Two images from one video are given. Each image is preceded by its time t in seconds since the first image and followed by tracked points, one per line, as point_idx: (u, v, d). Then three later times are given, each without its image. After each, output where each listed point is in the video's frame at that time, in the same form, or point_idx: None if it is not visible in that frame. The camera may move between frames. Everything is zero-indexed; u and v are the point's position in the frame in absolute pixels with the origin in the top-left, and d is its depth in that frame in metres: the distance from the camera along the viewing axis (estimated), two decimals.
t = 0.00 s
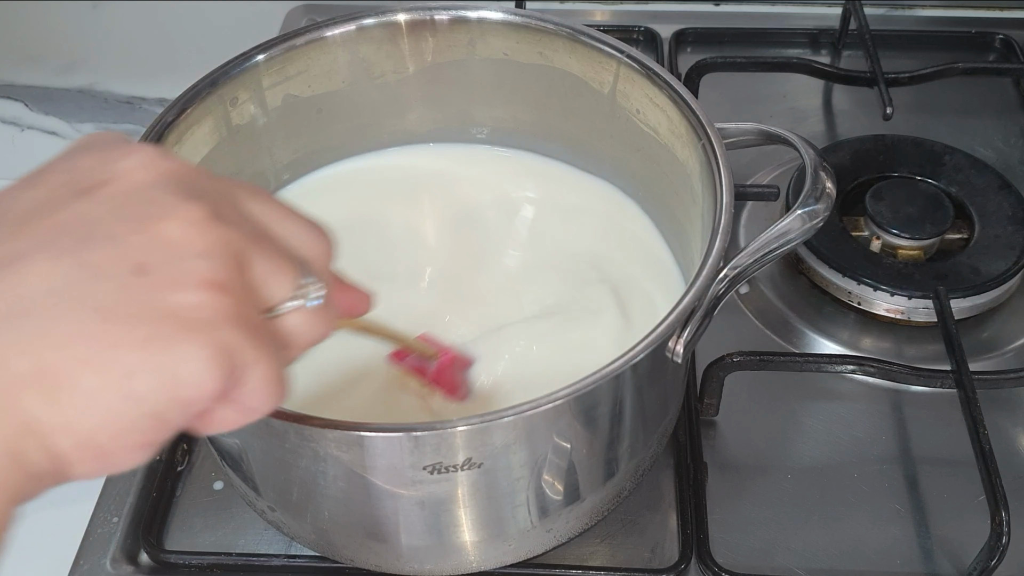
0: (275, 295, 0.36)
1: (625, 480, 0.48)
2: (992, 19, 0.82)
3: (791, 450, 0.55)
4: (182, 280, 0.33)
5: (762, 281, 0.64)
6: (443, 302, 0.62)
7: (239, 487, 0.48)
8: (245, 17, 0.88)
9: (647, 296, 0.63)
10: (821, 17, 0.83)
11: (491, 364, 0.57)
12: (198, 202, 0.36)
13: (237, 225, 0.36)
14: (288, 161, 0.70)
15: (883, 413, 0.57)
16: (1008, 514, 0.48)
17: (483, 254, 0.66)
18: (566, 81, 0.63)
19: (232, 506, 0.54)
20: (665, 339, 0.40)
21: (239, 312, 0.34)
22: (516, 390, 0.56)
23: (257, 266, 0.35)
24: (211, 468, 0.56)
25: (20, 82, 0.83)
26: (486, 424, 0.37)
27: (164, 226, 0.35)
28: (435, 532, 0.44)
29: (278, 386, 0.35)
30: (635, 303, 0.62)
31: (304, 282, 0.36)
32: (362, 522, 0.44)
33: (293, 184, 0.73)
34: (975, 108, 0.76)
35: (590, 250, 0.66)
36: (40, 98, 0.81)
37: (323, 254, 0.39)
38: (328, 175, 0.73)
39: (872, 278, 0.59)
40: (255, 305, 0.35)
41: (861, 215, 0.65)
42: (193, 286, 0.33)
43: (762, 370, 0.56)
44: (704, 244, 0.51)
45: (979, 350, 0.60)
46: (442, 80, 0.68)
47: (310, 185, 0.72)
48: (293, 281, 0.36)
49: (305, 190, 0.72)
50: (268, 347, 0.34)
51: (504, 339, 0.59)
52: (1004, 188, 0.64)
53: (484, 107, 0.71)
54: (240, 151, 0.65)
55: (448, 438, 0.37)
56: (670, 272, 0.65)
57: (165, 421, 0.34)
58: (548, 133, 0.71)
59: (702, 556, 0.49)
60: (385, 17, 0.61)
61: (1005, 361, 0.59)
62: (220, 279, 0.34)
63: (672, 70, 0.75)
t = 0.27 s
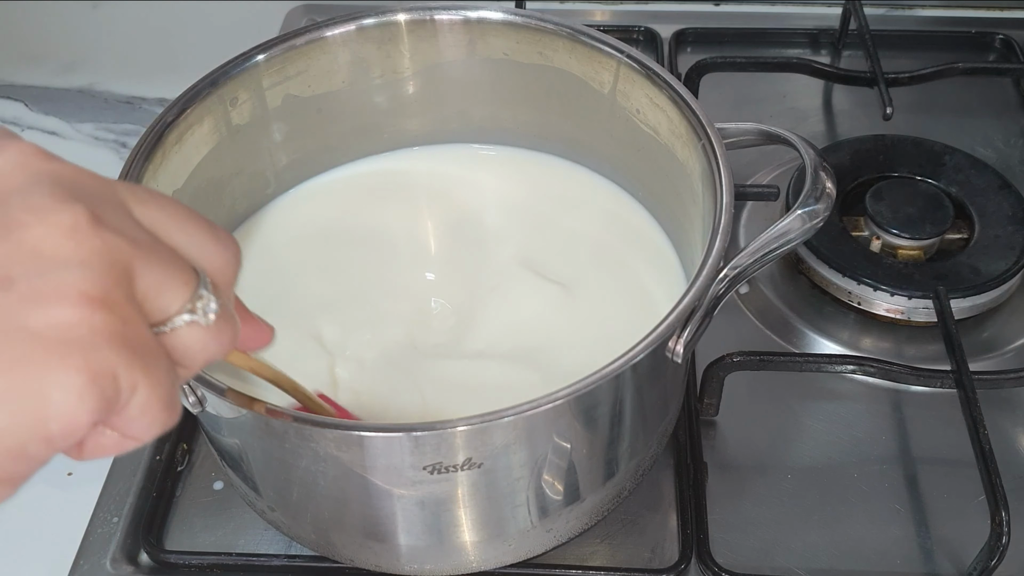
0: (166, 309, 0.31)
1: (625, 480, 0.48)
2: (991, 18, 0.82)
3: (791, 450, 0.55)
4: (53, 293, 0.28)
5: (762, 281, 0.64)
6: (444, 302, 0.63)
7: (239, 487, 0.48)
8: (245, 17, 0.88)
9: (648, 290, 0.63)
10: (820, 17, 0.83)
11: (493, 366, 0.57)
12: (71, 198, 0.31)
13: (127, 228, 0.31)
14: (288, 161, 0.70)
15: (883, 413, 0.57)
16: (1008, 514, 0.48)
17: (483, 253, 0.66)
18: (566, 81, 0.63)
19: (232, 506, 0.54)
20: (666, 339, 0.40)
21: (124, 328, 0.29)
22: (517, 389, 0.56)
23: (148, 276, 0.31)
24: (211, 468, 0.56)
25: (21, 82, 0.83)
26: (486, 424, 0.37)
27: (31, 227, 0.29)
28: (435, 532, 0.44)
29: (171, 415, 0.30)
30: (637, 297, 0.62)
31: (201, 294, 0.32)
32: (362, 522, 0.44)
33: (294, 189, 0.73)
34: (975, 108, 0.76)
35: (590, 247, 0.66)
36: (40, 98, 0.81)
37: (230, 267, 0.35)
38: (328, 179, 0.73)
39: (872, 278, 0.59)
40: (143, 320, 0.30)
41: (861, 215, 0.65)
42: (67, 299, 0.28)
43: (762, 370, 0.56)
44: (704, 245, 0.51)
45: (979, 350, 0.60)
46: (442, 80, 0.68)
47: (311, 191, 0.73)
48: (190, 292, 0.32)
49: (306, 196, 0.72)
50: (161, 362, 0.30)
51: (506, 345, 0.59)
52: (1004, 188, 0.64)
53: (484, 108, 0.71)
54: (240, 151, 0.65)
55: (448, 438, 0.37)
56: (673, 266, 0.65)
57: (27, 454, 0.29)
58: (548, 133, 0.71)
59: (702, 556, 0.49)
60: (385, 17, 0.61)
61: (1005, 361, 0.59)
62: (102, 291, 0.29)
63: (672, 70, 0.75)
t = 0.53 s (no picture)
0: (175, 354, 0.32)
1: (625, 480, 0.48)
2: (991, 18, 0.82)
3: (790, 450, 0.55)
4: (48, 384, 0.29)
5: (762, 281, 0.64)
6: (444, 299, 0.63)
7: (239, 487, 0.48)
8: (244, 17, 0.88)
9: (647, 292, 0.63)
10: (820, 17, 0.83)
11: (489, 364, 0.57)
12: (49, 266, 0.30)
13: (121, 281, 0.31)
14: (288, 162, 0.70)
15: (883, 413, 0.57)
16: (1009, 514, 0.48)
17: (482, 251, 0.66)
18: (567, 81, 0.63)
19: (232, 506, 0.54)
20: (666, 339, 0.40)
21: (126, 398, 0.30)
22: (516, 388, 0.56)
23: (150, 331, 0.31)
24: (211, 468, 0.56)
25: (21, 82, 0.83)
26: (486, 424, 0.37)
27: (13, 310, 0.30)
28: (435, 532, 0.44)
29: (191, 453, 0.32)
30: (637, 300, 0.62)
31: (208, 335, 0.32)
32: (362, 522, 0.44)
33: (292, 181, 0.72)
34: (975, 108, 0.76)
35: (590, 247, 0.66)
36: (40, 99, 0.81)
37: (246, 282, 0.35)
38: (327, 174, 0.73)
39: (872, 278, 0.59)
40: (150, 377, 0.31)
41: (861, 215, 0.65)
42: (61, 389, 0.29)
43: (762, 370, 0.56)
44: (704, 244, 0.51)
45: (979, 350, 0.60)
46: (442, 80, 0.68)
47: (309, 185, 0.72)
48: (195, 333, 0.32)
49: (305, 187, 0.72)
50: (177, 414, 0.31)
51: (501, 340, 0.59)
52: (1004, 188, 0.64)
53: (484, 108, 0.71)
54: (240, 151, 0.65)
55: (448, 438, 0.37)
56: (672, 269, 0.65)
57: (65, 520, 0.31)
58: (548, 133, 0.71)
59: (702, 556, 0.49)
60: (385, 17, 0.61)
61: (1005, 361, 0.59)
62: (98, 369, 0.30)
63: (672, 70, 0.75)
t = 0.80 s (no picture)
0: (177, 445, 0.32)
1: (625, 480, 0.48)
2: (991, 19, 0.82)
3: (790, 450, 0.55)
4: (46, 484, 0.30)
5: (762, 281, 0.64)
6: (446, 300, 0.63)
7: (239, 487, 0.48)
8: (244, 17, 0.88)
9: (647, 291, 0.63)
10: (820, 17, 0.83)
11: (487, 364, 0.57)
12: (56, 364, 0.30)
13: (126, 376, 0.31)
14: (288, 162, 0.70)
15: (883, 413, 0.57)
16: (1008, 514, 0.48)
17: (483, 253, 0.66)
18: (567, 81, 0.63)
19: (232, 506, 0.54)
20: (666, 339, 0.40)
21: (119, 497, 0.31)
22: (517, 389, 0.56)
23: (150, 427, 0.31)
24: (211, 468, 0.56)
25: (20, 82, 0.83)
26: (486, 424, 0.37)
27: (12, 399, 0.30)
28: (435, 532, 0.44)
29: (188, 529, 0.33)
30: (637, 300, 0.62)
31: (208, 431, 0.32)
32: (361, 522, 0.44)
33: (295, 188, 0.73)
34: (975, 108, 0.76)
35: (590, 249, 0.66)
36: (40, 99, 0.81)
37: (261, 363, 0.35)
38: (330, 180, 0.74)
39: (872, 278, 0.59)
40: (147, 474, 0.32)
41: (861, 215, 0.65)
42: (58, 486, 0.30)
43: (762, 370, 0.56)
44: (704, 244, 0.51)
45: (979, 350, 0.60)
46: (442, 80, 0.68)
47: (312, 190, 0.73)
48: (196, 429, 0.32)
49: (307, 194, 0.72)
50: (170, 499, 0.32)
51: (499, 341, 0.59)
52: (1004, 188, 0.64)
53: (484, 108, 0.71)
54: (240, 151, 0.65)
55: (448, 438, 0.37)
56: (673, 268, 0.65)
57: None
58: (547, 134, 0.71)
59: (702, 556, 0.49)
60: (385, 17, 0.61)
61: (1004, 361, 0.59)
62: (93, 472, 0.30)
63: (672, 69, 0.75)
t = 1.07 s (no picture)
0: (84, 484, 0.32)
1: (625, 480, 0.48)
2: (991, 19, 0.82)
3: (791, 450, 0.55)
4: None
5: (762, 281, 0.64)
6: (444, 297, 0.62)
7: (240, 487, 0.48)
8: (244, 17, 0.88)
9: (647, 291, 0.63)
10: (820, 17, 0.83)
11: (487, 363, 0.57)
12: None
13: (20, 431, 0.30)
14: (288, 162, 0.70)
15: (883, 413, 0.57)
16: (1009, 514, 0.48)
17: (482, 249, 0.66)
18: (567, 81, 0.63)
19: (232, 506, 0.54)
20: (666, 339, 0.40)
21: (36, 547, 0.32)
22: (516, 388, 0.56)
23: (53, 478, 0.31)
24: (211, 468, 0.56)
25: (21, 82, 0.83)
26: (486, 424, 0.36)
27: None
28: (435, 532, 0.44)
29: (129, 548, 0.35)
30: (637, 298, 0.62)
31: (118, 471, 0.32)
32: (360, 521, 0.44)
33: (293, 178, 0.72)
34: (974, 108, 0.76)
35: (589, 247, 0.66)
36: (40, 99, 0.81)
37: (162, 371, 0.33)
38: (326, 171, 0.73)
39: (872, 278, 0.59)
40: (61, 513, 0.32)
41: (861, 215, 0.65)
42: None
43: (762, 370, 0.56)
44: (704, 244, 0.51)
45: (979, 350, 0.60)
46: (442, 80, 0.68)
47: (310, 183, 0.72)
48: (104, 470, 0.32)
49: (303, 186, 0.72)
50: (104, 541, 0.34)
51: (498, 338, 0.59)
52: (1004, 188, 0.64)
53: (484, 108, 0.71)
54: (240, 151, 0.65)
55: (448, 438, 0.37)
56: (672, 267, 0.65)
57: None
58: (547, 134, 0.71)
59: (702, 556, 0.49)
60: (385, 17, 0.61)
61: (1004, 361, 0.59)
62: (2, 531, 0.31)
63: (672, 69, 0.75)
